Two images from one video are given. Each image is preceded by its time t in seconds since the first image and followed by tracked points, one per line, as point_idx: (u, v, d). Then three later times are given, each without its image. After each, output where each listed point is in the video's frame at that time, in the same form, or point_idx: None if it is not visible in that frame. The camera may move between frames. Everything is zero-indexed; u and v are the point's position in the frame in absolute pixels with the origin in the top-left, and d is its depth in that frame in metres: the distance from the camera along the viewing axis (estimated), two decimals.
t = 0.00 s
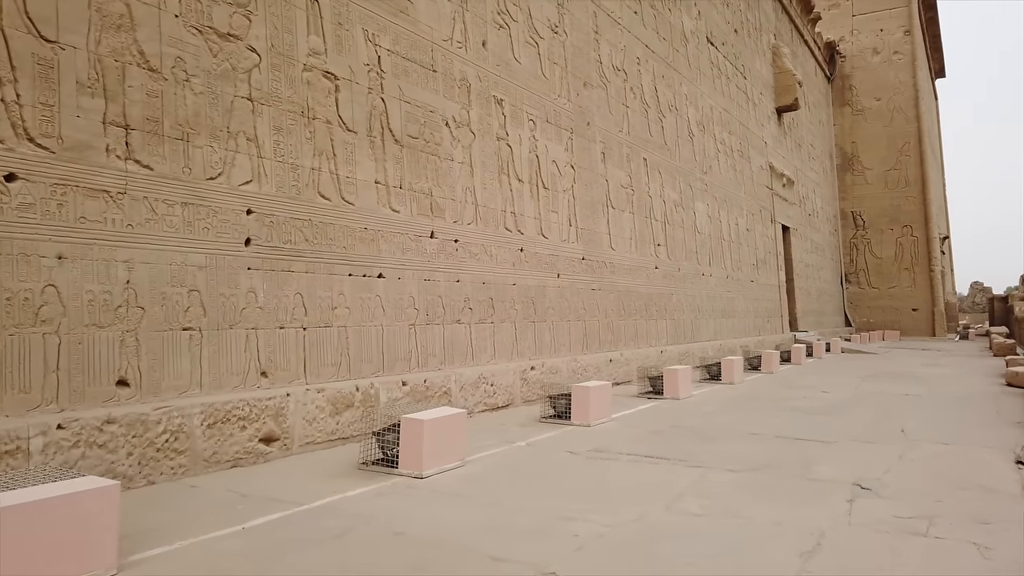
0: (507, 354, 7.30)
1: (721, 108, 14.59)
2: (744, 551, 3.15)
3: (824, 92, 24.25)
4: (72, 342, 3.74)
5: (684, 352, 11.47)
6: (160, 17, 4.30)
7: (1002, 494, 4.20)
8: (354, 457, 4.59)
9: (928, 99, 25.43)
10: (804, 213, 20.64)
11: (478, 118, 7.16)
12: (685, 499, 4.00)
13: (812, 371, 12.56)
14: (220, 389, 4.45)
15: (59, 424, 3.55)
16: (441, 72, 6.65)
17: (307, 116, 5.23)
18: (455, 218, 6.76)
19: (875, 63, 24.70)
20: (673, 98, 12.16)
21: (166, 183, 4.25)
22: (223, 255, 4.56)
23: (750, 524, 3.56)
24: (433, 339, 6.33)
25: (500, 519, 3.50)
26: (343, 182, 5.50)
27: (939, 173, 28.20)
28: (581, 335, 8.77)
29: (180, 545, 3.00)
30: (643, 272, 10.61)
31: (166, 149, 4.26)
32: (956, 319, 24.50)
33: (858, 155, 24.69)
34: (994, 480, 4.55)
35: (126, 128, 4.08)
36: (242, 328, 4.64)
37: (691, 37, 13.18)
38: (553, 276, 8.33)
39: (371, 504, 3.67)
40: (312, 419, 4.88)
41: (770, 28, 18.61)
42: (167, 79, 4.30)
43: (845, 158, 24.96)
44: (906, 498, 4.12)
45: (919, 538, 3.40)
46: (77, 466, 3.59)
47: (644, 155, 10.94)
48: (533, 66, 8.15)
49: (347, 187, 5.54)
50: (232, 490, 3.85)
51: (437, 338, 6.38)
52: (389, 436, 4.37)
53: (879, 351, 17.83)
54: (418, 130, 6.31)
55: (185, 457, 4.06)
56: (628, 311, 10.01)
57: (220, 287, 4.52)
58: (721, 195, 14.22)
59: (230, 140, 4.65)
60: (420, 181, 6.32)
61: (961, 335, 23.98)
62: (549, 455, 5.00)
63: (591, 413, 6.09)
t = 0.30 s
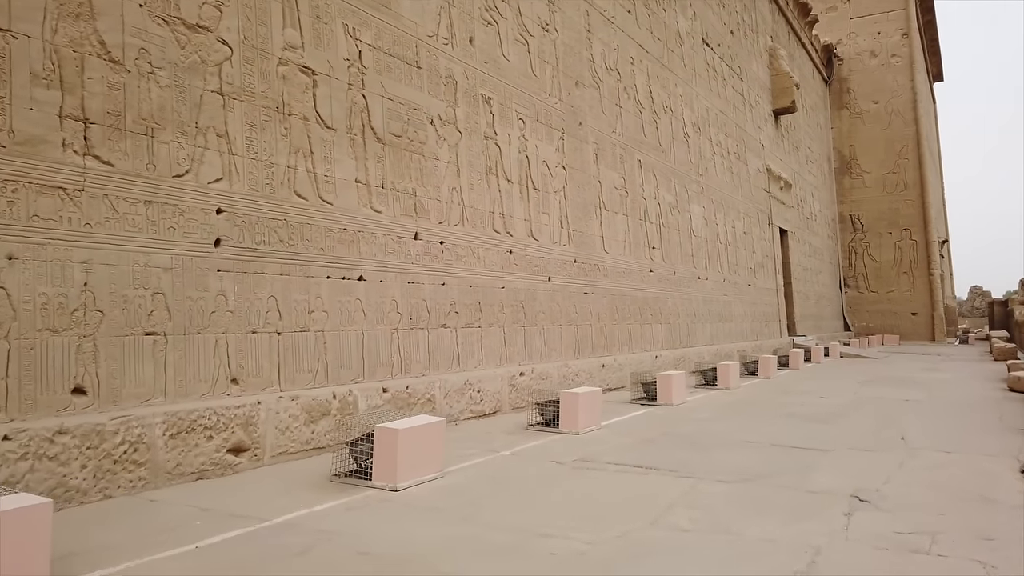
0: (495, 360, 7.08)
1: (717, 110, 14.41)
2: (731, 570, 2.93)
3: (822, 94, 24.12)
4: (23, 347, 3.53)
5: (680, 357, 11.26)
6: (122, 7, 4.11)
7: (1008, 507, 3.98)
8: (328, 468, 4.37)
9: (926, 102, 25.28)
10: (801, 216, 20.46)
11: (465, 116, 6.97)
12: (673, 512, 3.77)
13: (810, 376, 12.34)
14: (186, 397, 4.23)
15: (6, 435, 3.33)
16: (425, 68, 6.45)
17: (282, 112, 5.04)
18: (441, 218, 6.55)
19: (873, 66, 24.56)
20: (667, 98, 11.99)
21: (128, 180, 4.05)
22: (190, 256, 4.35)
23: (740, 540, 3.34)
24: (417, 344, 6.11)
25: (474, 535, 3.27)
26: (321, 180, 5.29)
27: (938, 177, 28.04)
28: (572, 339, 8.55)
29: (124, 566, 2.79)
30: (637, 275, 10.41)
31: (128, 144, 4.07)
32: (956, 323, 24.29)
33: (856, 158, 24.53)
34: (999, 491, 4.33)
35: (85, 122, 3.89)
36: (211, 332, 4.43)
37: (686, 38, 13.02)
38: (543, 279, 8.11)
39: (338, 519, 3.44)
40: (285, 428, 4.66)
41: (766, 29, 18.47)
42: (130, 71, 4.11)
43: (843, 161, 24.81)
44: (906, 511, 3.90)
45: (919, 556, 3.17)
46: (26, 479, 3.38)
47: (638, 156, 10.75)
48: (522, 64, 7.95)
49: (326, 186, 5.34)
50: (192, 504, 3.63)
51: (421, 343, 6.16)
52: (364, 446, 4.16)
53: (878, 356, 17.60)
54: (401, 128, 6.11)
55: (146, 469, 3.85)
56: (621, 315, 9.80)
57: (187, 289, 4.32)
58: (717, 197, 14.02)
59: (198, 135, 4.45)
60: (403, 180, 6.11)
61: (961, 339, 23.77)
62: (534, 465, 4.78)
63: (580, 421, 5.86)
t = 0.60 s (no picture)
0: (483, 367, 6.87)
1: (713, 113, 14.25)
2: None
3: (819, 98, 23.99)
4: None
5: (675, 363, 11.05)
6: None
7: (1014, 525, 3.77)
8: (300, 483, 4.16)
9: (924, 106, 25.16)
10: (799, 220, 20.29)
11: (452, 116, 6.78)
12: (660, 531, 3.56)
13: (808, 382, 12.14)
14: (150, 409, 4.03)
15: None
16: (410, 68, 6.27)
17: (257, 111, 4.85)
18: (426, 222, 6.35)
19: (871, 70, 24.45)
20: (662, 101, 11.82)
21: (88, 180, 3.86)
22: (156, 260, 4.15)
23: (730, 563, 3.13)
24: (400, 351, 5.91)
25: (445, 558, 3.07)
26: (298, 182, 5.10)
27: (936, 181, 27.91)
28: (564, 346, 8.34)
29: None
30: (631, 280, 10.21)
31: (89, 143, 3.88)
32: (955, 329, 24.10)
33: (854, 162, 24.39)
34: (1004, 507, 4.12)
35: (41, 120, 3.70)
36: (178, 340, 4.22)
37: (682, 40, 12.86)
38: (534, 284, 7.91)
39: (302, 540, 3.24)
40: (257, 441, 4.45)
41: (763, 33, 18.35)
42: (92, 67, 3.93)
43: (840, 165, 24.66)
44: (907, 529, 3.69)
45: None
46: None
47: (632, 159, 10.57)
48: (512, 64, 7.77)
49: (303, 188, 5.15)
50: (150, 523, 3.43)
51: (405, 350, 5.96)
52: (337, 461, 3.95)
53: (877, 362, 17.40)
54: (384, 128, 5.92)
55: (104, 485, 3.65)
56: (615, 321, 9.60)
57: (152, 295, 4.12)
58: (713, 201, 13.85)
59: (165, 134, 4.26)
60: (386, 182, 5.92)
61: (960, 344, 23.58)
62: (517, 479, 4.57)
63: (568, 431, 5.65)
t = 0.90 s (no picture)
0: (470, 372, 6.63)
1: (710, 114, 14.07)
2: None
3: (818, 101, 23.83)
4: None
5: (670, 368, 10.82)
6: None
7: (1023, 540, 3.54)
8: (268, 495, 3.92)
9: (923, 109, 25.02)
10: (797, 224, 20.09)
11: (438, 113, 6.57)
12: (647, 547, 3.34)
13: (807, 388, 11.90)
14: (109, 416, 3.81)
15: None
16: (394, 62, 6.06)
17: (229, 103, 4.64)
18: (410, 221, 6.12)
19: (869, 72, 24.30)
20: (657, 101, 11.63)
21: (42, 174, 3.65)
22: (116, 259, 3.94)
23: None
24: (382, 356, 5.67)
25: None
26: (273, 179, 4.89)
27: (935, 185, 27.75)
28: (555, 351, 8.12)
29: None
30: (625, 283, 9.99)
31: (43, 134, 3.67)
32: (955, 333, 23.89)
33: (852, 166, 24.21)
34: (1012, 520, 3.89)
35: None
36: (141, 343, 4.00)
37: (678, 40, 12.69)
38: (524, 286, 7.69)
39: (260, 557, 3.01)
40: (225, 450, 4.22)
41: (760, 34, 18.19)
42: (47, 55, 3.72)
43: (839, 169, 24.49)
44: (909, 545, 3.47)
45: None
46: None
47: (626, 160, 10.37)
48: (501, 60, 7.57)
49: (278, 185, 4.93)
50: (100, 539, 3.20)
51: (387, 355, 5.72)
52: (305, 472, 3.72)
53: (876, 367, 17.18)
54: (365, 124, 5.71)
55: (55, 497, 3.42)
56: (608, 324, 9.37)
57: (112, 295, 3.90)
58: (710, 203, 13.64)
59: (128, 127, 4.06)
60: (368, 180, 5.70)
61: (960, 349, 23.37)
62: (499, 490, 4.33)
63: (556, 439, 5.42)
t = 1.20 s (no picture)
0: (454, 378, 6.41)
1: (705, 114, 13.88)
2: None
3: (815, 102, 23.67)
4: None
5: (664, 373, 10.61)
6: None
7: None
8: (229, 512, 3.70)
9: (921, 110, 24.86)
10: (794, 226, 19.91)
11: (422, 110, 6.36)
12: (628, 569, 3.12)
13: (804, 392, 11.70)
14: (61, 428, 3.59)
15: None
16: (375, 57, 5.85)
17: (196, 98, 4.42)
18: (392, 222, 5.91)
19: (867, 73, 24.15)
20: (651, 101, 11.43)
21: None
22: (69, 261, 3.72)
23: None
24: (361, 362, 5.45)
25: None
26: (244, 177, 4.67)
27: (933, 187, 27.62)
28: (544, 355, 7.90)
29: None
30: (618, 286, 9.78)
31: None
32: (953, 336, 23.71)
33: (849, 167, 24.04)
34: (1017, 538, 3.68)
35: None
36: (97, 350, 3.78)
37: (672, 38, 12.49)
38: (512, 289, 7.47)
39: None
40: (188, 463, 4.00)
41: (757, 34, 18.01)
42: None
43: (836, 170, 24.32)
44: (907, 566, 3.26)
45: None
46: None
47: (619, 160, 10.17)
48: (489, 57, 7.36)
49: (249, 184, 4.71)
50: (41, 562, 2.98)
51: (366, 361, 5.50)
52: (266, 488, 3.50)
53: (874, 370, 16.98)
54: (344, 121, 5.49)
55: None
56: (600, 328, 9.16)
57: (65, 300, 3.69)
58: (705, 204, 13.45)
59: (83, 121, 3.84)
60: (347, 179, 5.48)
61: (959, 352, 23.19)
62: (477, 504, 4.11)
63: (540, 449, 5.20)
